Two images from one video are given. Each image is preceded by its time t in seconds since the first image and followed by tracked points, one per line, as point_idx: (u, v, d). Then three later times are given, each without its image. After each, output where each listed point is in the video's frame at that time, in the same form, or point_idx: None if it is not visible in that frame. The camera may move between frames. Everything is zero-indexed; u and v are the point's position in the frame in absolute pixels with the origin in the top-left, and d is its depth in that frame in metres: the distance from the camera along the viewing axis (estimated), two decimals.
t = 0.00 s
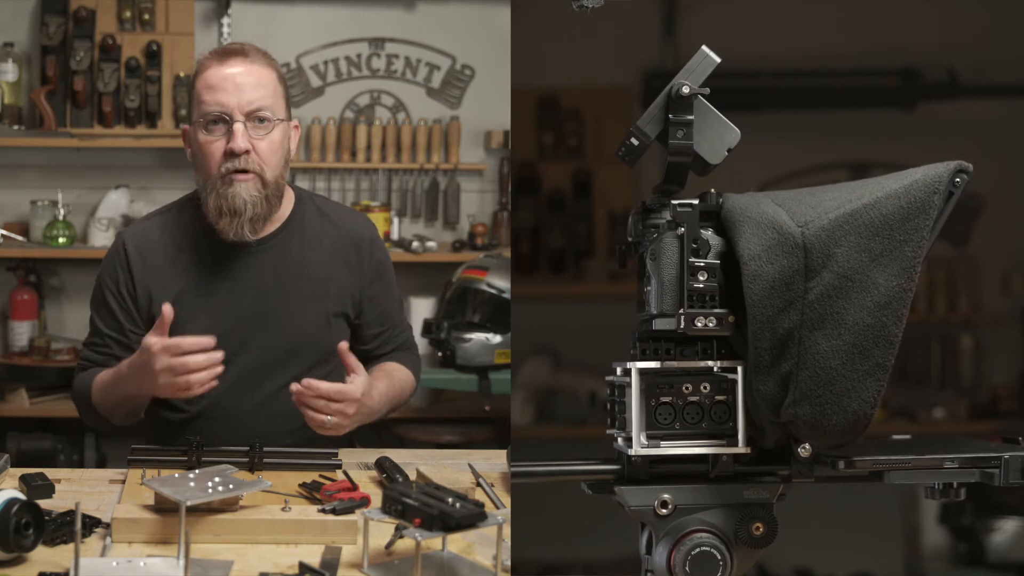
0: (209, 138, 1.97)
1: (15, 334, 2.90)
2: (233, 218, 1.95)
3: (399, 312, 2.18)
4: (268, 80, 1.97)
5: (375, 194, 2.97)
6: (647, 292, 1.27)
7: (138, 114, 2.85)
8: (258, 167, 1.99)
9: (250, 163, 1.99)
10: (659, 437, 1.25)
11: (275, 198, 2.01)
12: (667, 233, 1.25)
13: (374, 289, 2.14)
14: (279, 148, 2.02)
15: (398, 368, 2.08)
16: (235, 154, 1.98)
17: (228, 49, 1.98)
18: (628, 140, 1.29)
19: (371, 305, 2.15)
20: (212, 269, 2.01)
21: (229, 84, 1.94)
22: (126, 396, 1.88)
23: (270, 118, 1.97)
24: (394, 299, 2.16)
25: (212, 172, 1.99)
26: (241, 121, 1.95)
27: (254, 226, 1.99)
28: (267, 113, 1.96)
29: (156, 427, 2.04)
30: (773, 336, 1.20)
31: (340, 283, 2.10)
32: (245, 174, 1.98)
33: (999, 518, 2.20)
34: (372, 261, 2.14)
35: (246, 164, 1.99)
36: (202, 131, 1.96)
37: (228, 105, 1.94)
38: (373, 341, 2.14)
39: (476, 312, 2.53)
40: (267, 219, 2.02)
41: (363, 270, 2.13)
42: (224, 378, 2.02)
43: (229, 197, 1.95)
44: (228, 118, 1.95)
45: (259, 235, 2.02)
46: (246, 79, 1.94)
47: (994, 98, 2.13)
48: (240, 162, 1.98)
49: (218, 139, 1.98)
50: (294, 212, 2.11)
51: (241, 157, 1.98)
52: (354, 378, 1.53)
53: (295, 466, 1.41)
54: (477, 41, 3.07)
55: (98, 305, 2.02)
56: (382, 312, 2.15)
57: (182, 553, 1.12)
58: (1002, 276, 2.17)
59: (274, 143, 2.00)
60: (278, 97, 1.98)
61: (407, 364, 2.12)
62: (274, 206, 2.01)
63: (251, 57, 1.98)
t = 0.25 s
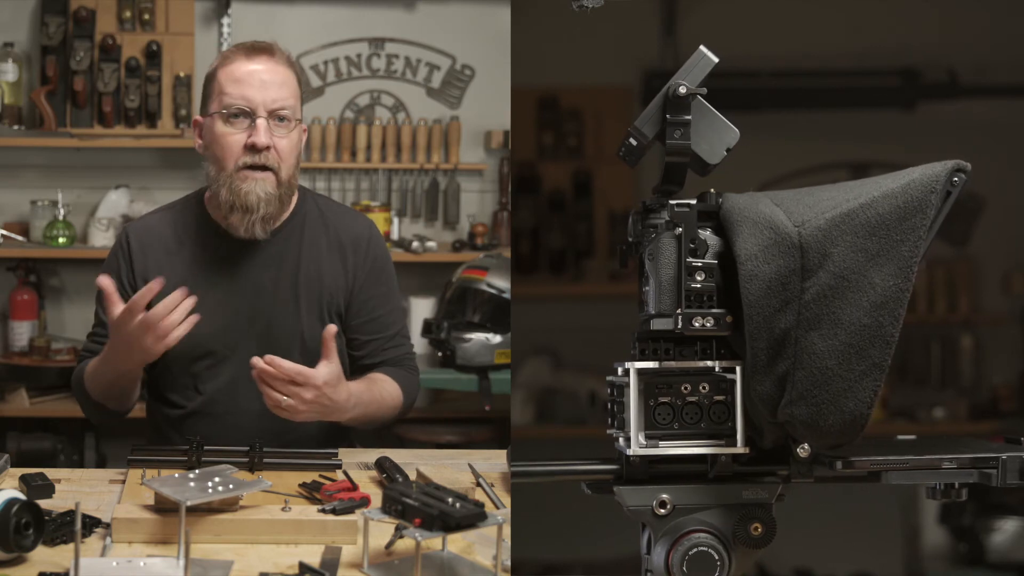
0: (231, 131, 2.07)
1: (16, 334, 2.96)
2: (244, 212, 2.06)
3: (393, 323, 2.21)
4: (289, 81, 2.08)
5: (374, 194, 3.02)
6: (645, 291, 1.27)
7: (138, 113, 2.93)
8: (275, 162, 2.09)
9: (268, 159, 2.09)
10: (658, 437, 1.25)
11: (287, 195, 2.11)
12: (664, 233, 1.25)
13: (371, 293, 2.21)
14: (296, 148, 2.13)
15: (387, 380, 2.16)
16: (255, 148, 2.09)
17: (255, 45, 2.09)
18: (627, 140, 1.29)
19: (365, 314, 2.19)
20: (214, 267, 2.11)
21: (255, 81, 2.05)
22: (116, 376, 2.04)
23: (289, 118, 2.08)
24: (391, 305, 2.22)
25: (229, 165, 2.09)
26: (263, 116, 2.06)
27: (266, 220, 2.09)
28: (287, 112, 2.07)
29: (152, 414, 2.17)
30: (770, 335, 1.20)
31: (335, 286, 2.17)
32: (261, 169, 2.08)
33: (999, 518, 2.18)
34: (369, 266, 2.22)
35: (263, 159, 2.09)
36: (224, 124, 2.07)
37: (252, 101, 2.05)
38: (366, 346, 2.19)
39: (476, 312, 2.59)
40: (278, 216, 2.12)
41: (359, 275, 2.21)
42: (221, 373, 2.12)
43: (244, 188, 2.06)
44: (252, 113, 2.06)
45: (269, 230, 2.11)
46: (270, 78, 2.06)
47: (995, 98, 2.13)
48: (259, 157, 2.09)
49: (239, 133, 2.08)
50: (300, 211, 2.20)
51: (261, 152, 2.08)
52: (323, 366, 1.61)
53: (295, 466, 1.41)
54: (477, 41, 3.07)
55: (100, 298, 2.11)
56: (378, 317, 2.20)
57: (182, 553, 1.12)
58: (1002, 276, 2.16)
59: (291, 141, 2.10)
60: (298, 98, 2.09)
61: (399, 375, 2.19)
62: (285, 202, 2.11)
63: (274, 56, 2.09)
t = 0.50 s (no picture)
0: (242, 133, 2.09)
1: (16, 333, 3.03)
2: (255, 214, 2.08)
3: (398, 323, 2.25)
4: (302, 86, 2.10)
5: (372, 193, 3.08)
6: (644, 292, 1.27)
7: (139, 114, 2.98)
8: (285, 168, 2.09)
9: (279, 164, 2.09)
10: (656, 437, 1.25)
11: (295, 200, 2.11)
12: (662, 233, 1.25)
13: (375, 295, 2.23)
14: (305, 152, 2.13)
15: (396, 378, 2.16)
16: (266, 152, 2.09)
17: (269, 48, 2.11)
18: (627, 141, 1.29)
19: (370, 316, 2.22)
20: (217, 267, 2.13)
21: (266, 83, 2.06)
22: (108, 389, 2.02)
23: (300, 123, 2.08)
24: (394, 307, 2.25)
25: (238, 168, 2.09)
26: (275, 121, 2.07)
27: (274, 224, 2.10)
28: (298, 117, 2.07)
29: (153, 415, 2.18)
30: (766, 335, 1.20)
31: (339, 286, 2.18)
32: (271, 174, 2.09)
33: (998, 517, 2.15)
34: (374, 268, 2.23)
35: (273, 164, 2.09)
36: (236, 126, 2.08)
37: (264, 103, 2.07)
38: (371, 347, 2.23)
39: (476, 312, 2.65)
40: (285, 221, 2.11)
41: (364, 276, 2.22)
42: (223, 373, 2.13)
43: (252, 190, 2.06)
44: (264, 116, 2.07)
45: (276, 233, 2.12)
46: (282, 81, 2.07)
47: (995, 99, 2.13)
48: (269, 161, 2.09)
49: (250, 136, 2.09)
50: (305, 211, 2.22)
51: (271, 157, 2.09)
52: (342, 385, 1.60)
53: (296, 466, 1.41)
54: (477, 41, 3.16)
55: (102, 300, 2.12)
56: (384, 318, 2.23)
57: (182, 553, 1.12)
58: (1002, 276, 2.16)
59: (302, 147, 2.10)
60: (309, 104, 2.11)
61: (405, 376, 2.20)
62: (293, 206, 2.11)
63: (287, 60, 2.11)
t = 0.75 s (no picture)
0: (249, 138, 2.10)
1: (17, 333, 3.21)
2: (259, 222, 2.06)
3: (399, 321, 2.33)
4: (309, 93, 2.13)
5: (374, 196, 3.40)
6: (643, 291, 1.27)
7: (140, 114, 3.24)
8: (292, 175, 2.15)
9: (286, 171, 2.14)
10: (655, 437, 1.25)
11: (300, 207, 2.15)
12: (660, 233, 1.24)
13: (379, 294, 2.29)
14: (309, 157, 2.17)
15: (399, 381, 2.23)
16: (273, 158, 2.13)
17: (276, 53, 2.12)
18: (625, 141, 1.30)
19: (375, 315, 2.29)
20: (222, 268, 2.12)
21: (275, 89, 2.08)
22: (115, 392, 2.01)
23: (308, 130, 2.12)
24: (395, 305, 2.33)
25: (245, 173, 2.12)
26: (283, 128, 2.10)
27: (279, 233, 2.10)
28: (306, 124, 2.11)
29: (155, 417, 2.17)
30: (763, 336, 1.20)
31: (346, 284, 2.23)
32: (277, 180, 2.13)
33: (999, 516, 2.05)
34: (379, 267, 2.29)
35: (279, 170, 2.14)
36: (243, 131, 2.10)
37: (272, 109, 2.08)
38: (373, 345, 2.30)
39: (475, 313, 2.77)
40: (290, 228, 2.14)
41: (370, 275, 2.28)
42: (227, 375, 2.12)
43: (258, 198, 2.07)
44: (271, 122, 2.09)
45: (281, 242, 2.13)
46: (291, 88, 2.09)
47: (995, 98, 2.09)
48: (276, 169, 2.13)
49: (258, 141, 2.11)
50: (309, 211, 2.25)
51: (279, 164, 2.13)
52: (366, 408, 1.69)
53: (296, 466, 1.41)
54: (478, 41, 3.58)
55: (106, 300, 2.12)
56: (387, 318, 2.30)
57: (182, 553, 1.12)
58: (1002, 276, 2.13)
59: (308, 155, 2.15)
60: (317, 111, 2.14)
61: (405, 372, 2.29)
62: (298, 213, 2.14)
63: (295, 65, 2.13)
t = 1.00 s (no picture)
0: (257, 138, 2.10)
1: (17, 332, 3.21)
2: (264, 221, 2.07)
3: (399, 322, 2.34)
4: (318, 94, 2.13)
5: (374, 194, 3.41)
6: (642, 291, 1.27)
7: (141, 115, 3.25)
8: (298, 176, 2.15)
9: (292, 172, 2.15)
10: (654, 437, 1.25)
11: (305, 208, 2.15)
12: (657, 233, 1.24)
13: (381, 294, 2.30)
14: (315, 159, 2.18)
15: (396, 385, 2.23)
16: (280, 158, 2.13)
17: (287, 54, 2.13)
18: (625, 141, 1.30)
19: (376, 316, 2.29)
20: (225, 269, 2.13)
21: (284, 90, 2.08)
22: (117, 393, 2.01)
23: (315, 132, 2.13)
24: (396, 307, 2.33)
25: (252, 173, 2.12)
26: (292, 128, 2.10)
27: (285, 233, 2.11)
28: (314, 126, 2.12)
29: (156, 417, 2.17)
30: (759, 336, 1.20)
31: (347, 284, 2.23)
32: (284, 180, 2.13)
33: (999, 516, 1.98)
34: (382, 267, 2.30)
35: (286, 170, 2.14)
36: (251, 130, 2.09)
37: (282, 110, 2.08)
38: (374, 345, 2.30)
39: (475, 312, 2.78)
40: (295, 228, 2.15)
41: (373, 276, 2.29)
42: (230, 376, 2.12)
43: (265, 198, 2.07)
44: (280, 123, 2.09)
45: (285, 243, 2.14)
46: (300, 89, 2.09)
47: (994, 99, 2.08)
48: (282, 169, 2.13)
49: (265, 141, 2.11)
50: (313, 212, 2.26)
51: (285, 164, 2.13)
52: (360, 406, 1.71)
53: (296, 466, 1.41)
54: (477, 41, 3.62)
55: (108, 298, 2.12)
56: (387, 319, 2.31)
57: (182, 553, 1.12)
58: (1002, 276, 2.12)
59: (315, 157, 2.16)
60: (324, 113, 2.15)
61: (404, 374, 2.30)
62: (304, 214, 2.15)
63: (304, 67, 2.13)
